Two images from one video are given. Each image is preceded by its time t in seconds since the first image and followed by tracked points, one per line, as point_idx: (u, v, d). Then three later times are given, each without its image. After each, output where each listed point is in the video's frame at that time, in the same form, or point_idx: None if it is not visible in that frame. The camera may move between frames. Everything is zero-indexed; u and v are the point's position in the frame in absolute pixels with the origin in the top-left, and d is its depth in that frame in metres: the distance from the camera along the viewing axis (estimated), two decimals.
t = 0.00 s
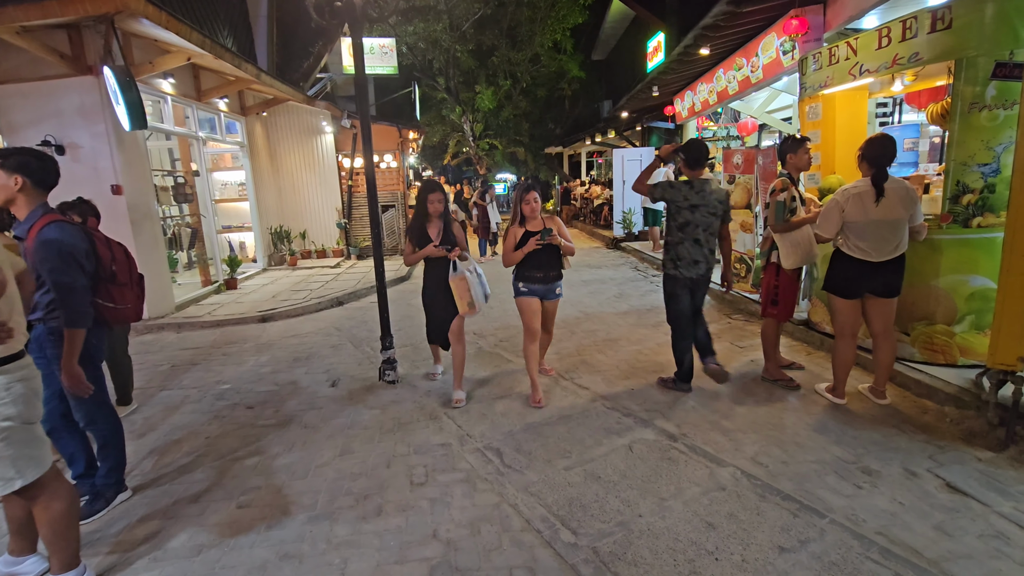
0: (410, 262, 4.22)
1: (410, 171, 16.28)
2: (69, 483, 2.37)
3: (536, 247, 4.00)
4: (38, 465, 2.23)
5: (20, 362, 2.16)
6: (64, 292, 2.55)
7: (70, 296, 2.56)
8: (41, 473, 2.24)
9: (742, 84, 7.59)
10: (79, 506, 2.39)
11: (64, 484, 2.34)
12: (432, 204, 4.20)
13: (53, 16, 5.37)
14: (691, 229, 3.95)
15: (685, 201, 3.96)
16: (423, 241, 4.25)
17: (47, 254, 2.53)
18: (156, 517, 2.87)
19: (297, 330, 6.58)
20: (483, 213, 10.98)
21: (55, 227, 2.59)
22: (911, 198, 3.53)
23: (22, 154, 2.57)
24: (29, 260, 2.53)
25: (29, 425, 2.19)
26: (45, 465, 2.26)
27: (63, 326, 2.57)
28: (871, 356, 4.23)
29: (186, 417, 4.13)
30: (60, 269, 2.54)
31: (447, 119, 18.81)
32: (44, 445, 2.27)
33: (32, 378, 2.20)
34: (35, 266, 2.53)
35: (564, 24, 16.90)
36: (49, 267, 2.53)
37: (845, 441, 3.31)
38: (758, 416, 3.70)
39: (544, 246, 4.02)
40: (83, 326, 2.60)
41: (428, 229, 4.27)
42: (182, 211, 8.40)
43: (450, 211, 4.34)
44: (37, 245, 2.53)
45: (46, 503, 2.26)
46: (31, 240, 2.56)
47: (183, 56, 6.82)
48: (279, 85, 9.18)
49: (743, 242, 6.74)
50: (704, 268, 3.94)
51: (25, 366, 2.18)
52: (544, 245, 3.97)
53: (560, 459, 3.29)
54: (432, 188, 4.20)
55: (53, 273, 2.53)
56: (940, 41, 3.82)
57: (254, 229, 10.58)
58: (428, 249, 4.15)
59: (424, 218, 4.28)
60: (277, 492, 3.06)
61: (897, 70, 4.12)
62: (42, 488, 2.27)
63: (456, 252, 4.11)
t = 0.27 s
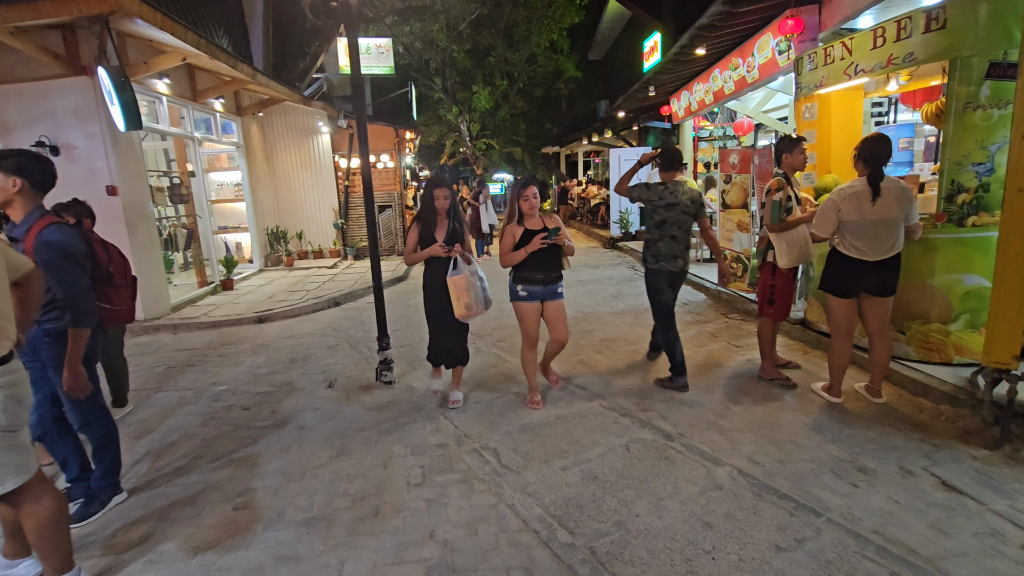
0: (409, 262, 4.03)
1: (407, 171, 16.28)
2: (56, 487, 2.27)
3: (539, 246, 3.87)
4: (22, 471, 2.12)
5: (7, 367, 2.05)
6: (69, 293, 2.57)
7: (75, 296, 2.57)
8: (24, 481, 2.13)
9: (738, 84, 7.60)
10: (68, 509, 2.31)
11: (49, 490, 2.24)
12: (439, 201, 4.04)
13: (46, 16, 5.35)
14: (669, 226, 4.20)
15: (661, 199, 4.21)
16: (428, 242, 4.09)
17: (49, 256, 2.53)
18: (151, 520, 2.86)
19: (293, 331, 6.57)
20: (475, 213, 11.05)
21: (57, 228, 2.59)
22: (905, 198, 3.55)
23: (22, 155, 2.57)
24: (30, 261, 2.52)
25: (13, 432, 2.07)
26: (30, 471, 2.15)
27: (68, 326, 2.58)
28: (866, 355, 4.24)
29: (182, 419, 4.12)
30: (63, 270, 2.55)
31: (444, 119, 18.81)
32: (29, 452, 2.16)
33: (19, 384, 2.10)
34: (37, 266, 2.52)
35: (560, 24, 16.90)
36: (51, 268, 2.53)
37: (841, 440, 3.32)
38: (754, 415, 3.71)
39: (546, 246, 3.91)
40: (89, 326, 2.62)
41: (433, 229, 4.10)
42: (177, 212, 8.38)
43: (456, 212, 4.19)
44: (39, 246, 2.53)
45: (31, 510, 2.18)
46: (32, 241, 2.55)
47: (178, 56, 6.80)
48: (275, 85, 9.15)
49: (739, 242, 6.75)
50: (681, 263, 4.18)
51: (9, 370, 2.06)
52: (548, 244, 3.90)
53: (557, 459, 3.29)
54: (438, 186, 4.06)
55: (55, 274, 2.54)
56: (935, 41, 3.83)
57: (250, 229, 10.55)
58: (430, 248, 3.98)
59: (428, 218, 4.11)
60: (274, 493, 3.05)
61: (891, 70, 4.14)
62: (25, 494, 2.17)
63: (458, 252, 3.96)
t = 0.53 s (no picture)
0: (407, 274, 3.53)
1: (404, 172, 16.27)
2: (42, 493, 2.25)
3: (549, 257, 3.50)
4: (9, 477, 2.08)
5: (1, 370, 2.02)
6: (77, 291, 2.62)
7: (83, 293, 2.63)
8: (10, 486, 2.10)
9: (734, 83, 7.62)
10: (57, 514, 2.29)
11: (34, 495, 2.21)
12: (439, 205, 3.52)
13: (41, 17, 5.34)
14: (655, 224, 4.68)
15: (646, 200, 4.68)
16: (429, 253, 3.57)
17: (55, 256, 2.58)
18: (148, 522, 2.86)
19: (290, 332, 6.56)
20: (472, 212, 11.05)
21: (58, 229, 2.63)
22: (900, 197, 3.57)
23: (21, 158, 2.56)
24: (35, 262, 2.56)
25: (3, 438, 2.04)
26: (16, 477, 2.12)
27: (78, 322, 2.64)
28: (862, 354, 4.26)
29: (178, 420, 4.12)
30: (70, 269, 2.60)
31: (441, 119, 18.80)
32: (17, 458, 2.12)
33: (12, 387, 2.06)
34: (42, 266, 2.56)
35: (557, 24, 16.91)
36: (58, 268, 2.59)
37: (837, 439, 3.33)
38: (750, 415, 3.72)
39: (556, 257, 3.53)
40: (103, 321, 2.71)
41: (433, 237, 3.58)
42: (173, 213, 8.36)
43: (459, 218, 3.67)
44: (41, 248, 2.56)
45: (17, 516, 2.16)
46: (32, 242, 2.58)
47: (173, 56, 6.78)
48: (272, 86, 9.14)
49: (736, 241, 6.76)
50: (664, 256, 4.62)
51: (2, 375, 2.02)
52: (562, 254, 3.52)
53: (554, 459, 3.29)
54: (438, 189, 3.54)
55: (61, 274, 2.59)
56: (929, 41, 3.84)
57: (247, 230, 10.54)
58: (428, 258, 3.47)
59: (428, 224, 3.59)
60: (271, 495, 3.05)
61: (886, 70, 4.15)
62: (8, 502, 2.15)
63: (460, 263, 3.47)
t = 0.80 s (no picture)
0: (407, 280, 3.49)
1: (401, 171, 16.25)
2: (37, 492, 2.24)
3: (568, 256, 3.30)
4: (4, 478, 2.06)
5: None
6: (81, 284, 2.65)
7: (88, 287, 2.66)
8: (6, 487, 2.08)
9: (731, 82, 7.63)
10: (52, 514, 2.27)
11: (29, 495, 2.19)
12: (438, 206, 3.43)
13: (35, 16, 5.31)
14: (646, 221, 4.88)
15: (633, 198, 4.87)
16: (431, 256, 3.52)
17: (57, 253, 2.59)
18: (145, 522, 2.85)
19: (288, 331, 6.55)
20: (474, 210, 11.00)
21: (58, 226, 2.64)
22: (897, 195, 3.58)
23: (19, 156, 2.56)
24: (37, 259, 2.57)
25: None
26: (12, 478, 2.09)
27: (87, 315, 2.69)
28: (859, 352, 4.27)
29: (175, 420, 4.11)
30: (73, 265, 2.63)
31: (438, 118, 18.78)
32: (13, 459, 2.10)
33: (9, 387, 2.04)
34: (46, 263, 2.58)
35: (554, 23, 16.89)
36: (62, 264, 2.60)
37: (834, 436, 3.34)
38: (748, 413, 3.73)
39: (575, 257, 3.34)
40: (111, 314, 2.75)
41: (435, 238, 3.53)
42: (170, 212, 8.33)
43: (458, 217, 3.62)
44: (43, 245, 2.57)
45: (12, 517, 2.14)
46: (32, 240, 2.58)
47: (170, 55, 6.75)
48: (269, 84, 9.11)
49: (734, 240, 6.76)
50: (649, 251, 4.83)
51: None
52: (580, 253, 3.31)
53: (552, 457, 3.30)
54: (437, 188, 3.44)
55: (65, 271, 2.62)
56: (925, 40, 3.85)
57: (244, 229, 10.51)
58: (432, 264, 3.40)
59: (430, 225, 3.51)
60: (269, 494, 3.05)
61: (882, 69, 4.16)
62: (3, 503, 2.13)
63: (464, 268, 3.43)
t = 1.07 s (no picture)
0: (413, 288, 3.21)
1: (399, 169, 16.23)
2: (38, 489, 2.24)
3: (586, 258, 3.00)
4: (4, 476, 2.05)
5: None
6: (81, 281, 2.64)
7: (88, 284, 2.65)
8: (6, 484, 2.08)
9: (729, 81, 7.63)
10: (50, 512, 2.27)
11: (27, 494, 2.19)
12: (447, 206, 3.17)
13: (32, 13, 5.29)
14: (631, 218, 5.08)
15: (617, 197, 5.02)
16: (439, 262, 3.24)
17: (57, 250, 2.58)
18: (143, 521, 2.85)
19: (286, 330, 6.54)
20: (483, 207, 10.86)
21: (56, 224, 2.64)
22: (895, 193, 3.58)
23: (19, 154, 2.57)
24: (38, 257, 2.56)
25: None
26: (11, 476, 2.09)
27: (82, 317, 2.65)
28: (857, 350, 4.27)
29: (174, 419, 4.10)
30: (74, 262, 2.62)
31: (436, 116, 18.75)
32: (13, 457, 2.10)
33: (8, 385, 2.04)
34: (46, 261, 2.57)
35: (552, 21, 16.87)
36: (62, 261, 2.60)
37: (832, 434, 3.35)
38: (746, 410, 3.74)
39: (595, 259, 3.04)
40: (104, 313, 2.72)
41: (443, 241, 3.25)
42: (167, 211, 8.31)
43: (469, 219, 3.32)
44: (42, 242, 2.57)
45: (11, 515, 2.14)
46: (31, 238, 2.57)
47: (167, 53, 6.73)
48: (267, 83, 9.08)
49: (732, 238, 6.76)
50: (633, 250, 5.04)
51: None
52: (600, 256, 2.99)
53: (551, 455, 3.30)
54: (445, 187, 3.17)
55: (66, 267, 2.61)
56: (923, 38, 3.85)
57: (242, 228, 10.49)
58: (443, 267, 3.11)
59: (438, 227, 3.23)
60: (267, 493, 3.04)
61: (881, 67, 4.17)
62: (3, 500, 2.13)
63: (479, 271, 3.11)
